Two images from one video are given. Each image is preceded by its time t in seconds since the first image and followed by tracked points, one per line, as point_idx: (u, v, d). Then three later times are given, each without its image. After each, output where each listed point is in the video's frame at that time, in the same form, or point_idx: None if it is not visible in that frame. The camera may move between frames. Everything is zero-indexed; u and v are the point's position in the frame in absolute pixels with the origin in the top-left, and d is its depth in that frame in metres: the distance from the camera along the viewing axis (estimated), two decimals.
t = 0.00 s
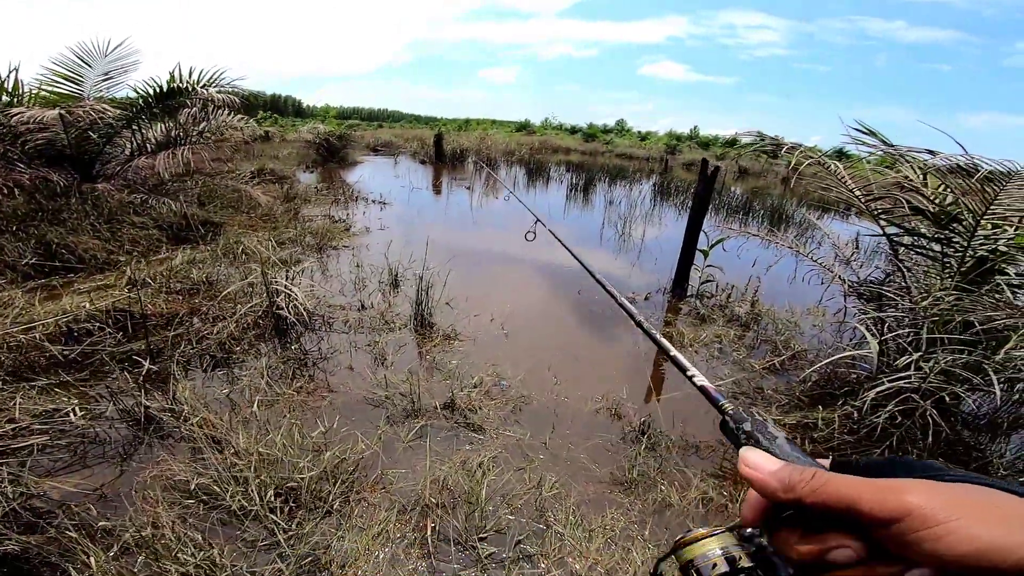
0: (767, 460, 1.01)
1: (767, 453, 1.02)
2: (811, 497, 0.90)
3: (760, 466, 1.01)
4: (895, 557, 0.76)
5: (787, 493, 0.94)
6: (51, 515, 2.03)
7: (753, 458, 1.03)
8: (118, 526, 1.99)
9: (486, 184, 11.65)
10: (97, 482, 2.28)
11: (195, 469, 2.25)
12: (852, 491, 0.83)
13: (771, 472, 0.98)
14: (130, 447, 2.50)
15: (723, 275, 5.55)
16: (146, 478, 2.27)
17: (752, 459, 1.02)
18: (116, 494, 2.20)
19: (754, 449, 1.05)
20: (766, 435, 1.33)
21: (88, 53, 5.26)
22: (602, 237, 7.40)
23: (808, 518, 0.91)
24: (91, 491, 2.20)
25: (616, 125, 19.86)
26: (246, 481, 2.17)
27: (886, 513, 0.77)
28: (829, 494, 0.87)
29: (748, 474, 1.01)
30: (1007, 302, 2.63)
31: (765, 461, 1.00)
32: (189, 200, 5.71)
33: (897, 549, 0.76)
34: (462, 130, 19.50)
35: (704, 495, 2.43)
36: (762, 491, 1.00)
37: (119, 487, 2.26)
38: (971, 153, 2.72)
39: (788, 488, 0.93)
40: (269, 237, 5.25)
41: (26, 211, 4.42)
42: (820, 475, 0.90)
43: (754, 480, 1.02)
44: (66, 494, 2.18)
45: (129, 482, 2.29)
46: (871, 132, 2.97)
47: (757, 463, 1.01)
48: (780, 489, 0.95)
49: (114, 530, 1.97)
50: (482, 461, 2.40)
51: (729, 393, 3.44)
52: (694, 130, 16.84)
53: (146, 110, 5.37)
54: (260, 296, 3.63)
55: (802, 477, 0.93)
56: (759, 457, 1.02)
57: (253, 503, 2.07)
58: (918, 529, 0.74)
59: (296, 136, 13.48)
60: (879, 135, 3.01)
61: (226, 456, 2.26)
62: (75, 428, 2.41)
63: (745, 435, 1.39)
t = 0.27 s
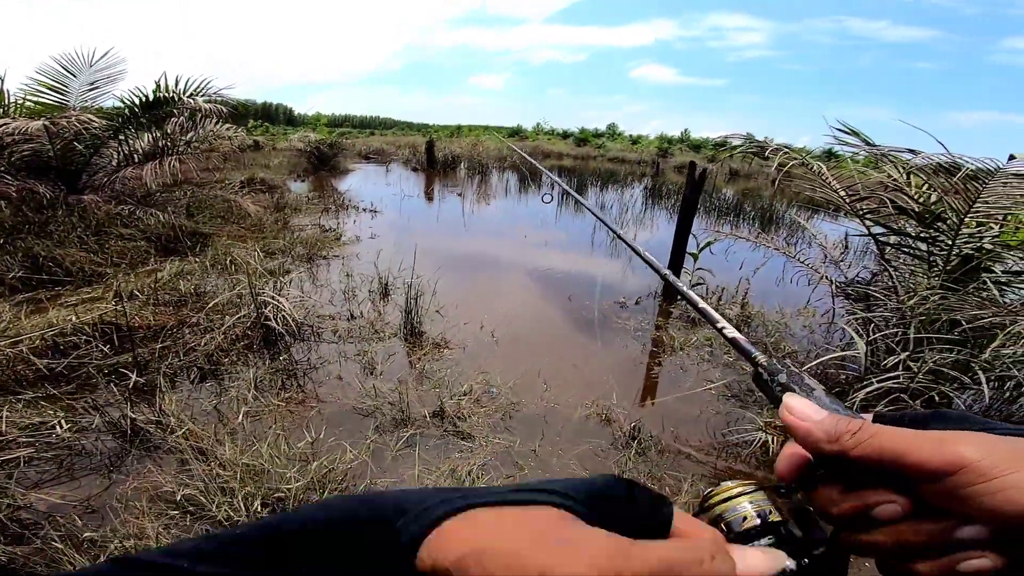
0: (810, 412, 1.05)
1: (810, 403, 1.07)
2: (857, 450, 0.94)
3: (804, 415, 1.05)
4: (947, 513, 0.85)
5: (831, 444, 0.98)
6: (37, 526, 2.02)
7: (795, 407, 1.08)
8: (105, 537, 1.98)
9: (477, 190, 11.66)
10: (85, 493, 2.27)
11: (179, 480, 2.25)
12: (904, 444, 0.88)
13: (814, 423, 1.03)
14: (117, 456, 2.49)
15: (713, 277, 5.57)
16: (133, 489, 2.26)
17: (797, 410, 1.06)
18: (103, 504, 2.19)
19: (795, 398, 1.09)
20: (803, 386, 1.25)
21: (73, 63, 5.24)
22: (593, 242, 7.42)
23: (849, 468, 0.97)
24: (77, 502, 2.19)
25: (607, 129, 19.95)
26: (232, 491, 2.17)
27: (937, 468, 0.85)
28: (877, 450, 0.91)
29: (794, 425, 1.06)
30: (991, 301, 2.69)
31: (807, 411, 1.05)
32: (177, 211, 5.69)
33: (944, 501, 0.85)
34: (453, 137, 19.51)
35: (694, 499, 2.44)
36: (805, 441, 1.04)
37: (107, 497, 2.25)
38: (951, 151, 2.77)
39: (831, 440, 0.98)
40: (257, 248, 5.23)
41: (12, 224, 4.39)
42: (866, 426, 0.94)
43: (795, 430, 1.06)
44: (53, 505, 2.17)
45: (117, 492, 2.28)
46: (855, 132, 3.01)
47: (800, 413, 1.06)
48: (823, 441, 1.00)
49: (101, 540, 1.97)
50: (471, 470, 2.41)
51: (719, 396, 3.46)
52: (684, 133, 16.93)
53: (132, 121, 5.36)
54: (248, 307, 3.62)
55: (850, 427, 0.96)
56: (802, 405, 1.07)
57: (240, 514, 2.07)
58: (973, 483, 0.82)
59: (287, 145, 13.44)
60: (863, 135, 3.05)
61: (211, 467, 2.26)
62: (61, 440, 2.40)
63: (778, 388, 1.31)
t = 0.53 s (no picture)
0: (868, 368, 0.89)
1: (866, 357, 0.92)
2: (919, 408, 0.81)
3: (863, 371, 0.90)
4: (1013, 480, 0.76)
5: (891, 402, 0.84)
6: (22, 539, 2.00)
7: (852, 362, 0.92)
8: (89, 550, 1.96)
9: (468, 198, 11.68)
10: (72, 507, 2.27)
11: (164, 493, 2.24)
12: (978, 404, 0.78)
13: (874, 379, 0.88)
14: (104, 469, 2.48)
15: (703, 282, 5.61)
16: (118, 501, 2.25)
17: (854, 362, 0.91)
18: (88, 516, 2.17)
19: (848, 355, 0.94)
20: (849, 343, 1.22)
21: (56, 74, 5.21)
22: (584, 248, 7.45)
23: (906, 431, 0.85)
24: (63, 517, 2.18)
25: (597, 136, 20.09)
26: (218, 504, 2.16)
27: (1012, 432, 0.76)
28: (946, 410, 0.79)
29: (848, 379, 0.90)
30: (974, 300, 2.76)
31: (867, 364, 0.90)
32: (163, 223, 5.66)
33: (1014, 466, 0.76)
34: (444, 145, 19.55)
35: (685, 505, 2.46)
36: (859, 398, 0.89)
37: (93, 511, 2.24)
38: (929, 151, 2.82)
39: (892, 397, 0.84)
40: (245, 260, 5.20)
41: None
42: (934, 384, 0.82)
43: (847, 384, 0.91)
44: (38, 518, 2.15)
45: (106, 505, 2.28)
46: (835, 134, 3.07)
47: (858, 366, 0.90)
48: (883, 400, 0.85)
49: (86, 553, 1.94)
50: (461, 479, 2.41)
51: (710, 400, 3.48)
52: (672, 140, 17.07)
53: (117, 132, 5.34)
54: (235, 319, 3.60)
55: (914, 383, 0.84)
56: (858, 359, 0.92)
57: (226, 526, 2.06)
58: None
59: (276, 155, 13.41)
60: (844, 136, 3.11)
61: (197, 480, 2.25)
62: (46, 454, 2.38)
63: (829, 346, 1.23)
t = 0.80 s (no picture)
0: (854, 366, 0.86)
1: (852, 354, 0.88)
2: (908, 408, 0.79)
3: (847, 369, 0.86)
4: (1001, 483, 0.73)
5: (878, 402, 0.81)
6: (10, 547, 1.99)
7: (837, 359, 0.89)
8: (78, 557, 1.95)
9: (461, 204, 11.70)
10: (60, 515, 2.22)
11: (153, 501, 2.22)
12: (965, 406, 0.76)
13: (861, 378, 0.84)
14: (93, 477, 2.43)
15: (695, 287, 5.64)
16: (107, 509, 2.22)
17: (840, 359, 0.87)
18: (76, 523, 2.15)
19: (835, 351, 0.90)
20: (847, 342, 1.12)
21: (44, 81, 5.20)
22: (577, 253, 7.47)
23: (891, 432, 0.82)
24: (51, 526, 2.14)
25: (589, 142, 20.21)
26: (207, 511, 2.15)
27: (1000, 436, 0.73)
28: (934, 410, 0.77)
29: (835, 376, 0.86)
30: (961, 301, 2.76)
31: (853, 361, 0.86)
32: (153, 231, 5.64)
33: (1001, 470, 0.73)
34: (437, 152, 19.60)
35: (677, 509, 2.47)
36: (844, 397, 0.86)
37: (83, 518, 2.20)
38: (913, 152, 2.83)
39: (879, 397, 0.81)
40: (237, 268, 5.19)
41: None
42: (924, 384, 0.79)
43: (832, 382, 0.87)
44: (26, 526, 2.14)
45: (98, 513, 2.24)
46: (821, 137, 3.11)
47: (843, 364, 0.86)
48: (870, 400, 0.82)
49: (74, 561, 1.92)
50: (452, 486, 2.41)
51: (702, 404, 3.50)
52: (664, 145, 17.20)
53: (106, 139, 5.32)
54: (226, 327, 3.58)
55: (901, 383, 0.81)
56: (843, 357, 0.88)
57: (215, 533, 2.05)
58: None
59: (268, 163, 13.40)
60: (829, 140, 3.15)
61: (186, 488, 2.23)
62: (35, 462, 2.36)
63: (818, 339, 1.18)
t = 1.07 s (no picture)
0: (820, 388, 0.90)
1: (818, 379, 0.92)
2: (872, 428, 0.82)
3: (814, 395, 0.90)
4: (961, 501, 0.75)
5: (843, 424, 0.86)
6: (5, 550, 1.97)
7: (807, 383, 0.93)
8: (73, 559, 1.93)
9: (457, 207, 11.71)
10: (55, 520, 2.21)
11: (147, 504, 2.21)
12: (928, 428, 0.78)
13: (827, 402, 0.88)
14: (87, 482, 2.41)
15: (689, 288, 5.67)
16: (102, 514, 2.21)
17: (807, 384, 0.91)
18: (71, 526, 2.13)
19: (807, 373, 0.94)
20: (821, 359, 1.10)
21: (37, 85, 5.18)
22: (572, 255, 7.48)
23: (858, 452, 0.85)
24: (46, 530, 2.13)
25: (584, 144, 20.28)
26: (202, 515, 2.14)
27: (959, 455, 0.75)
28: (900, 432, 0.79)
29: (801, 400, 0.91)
30: (955, 299, 2.77)
31: (819, 387, 0.90)
32: (148, 236, 5.62)
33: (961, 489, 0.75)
34: (432, 155, 19.63)
35: (673, 509, 2.47)
36: (813, 420, 0.90)
37: (77, 522, 2.18)
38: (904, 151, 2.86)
39: (845, 418, 0.85)
40: (231, 272, 5.17)
41: None
42: (885, 407, 0.83)
43: (801, 407, 0.92)
44: (20, 531, 2.12)
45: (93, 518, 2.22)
46: (814, 136, 3.12)
47: (809, 390, 0.91)
48: (837, 420, 0.86)
49: (69, 565, 1.91)
50: (449, 488, 2.41)
51: (698, 404, 3.50)
52: (658, 147, 17.29)
53: (99, 144, 5.30)
54: (220, 332, 3.57)
55: (864, 406, 0.85)
56: (811, 381, 0.93)
57: (211, 535, 2.04)
58: (990, 472, 0.74)
59: (263, 168, 13.38)
60: (822, 139, 3.16)
61: (180, 491, 2.22)
62: (28, 467, 2.34)
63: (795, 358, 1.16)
